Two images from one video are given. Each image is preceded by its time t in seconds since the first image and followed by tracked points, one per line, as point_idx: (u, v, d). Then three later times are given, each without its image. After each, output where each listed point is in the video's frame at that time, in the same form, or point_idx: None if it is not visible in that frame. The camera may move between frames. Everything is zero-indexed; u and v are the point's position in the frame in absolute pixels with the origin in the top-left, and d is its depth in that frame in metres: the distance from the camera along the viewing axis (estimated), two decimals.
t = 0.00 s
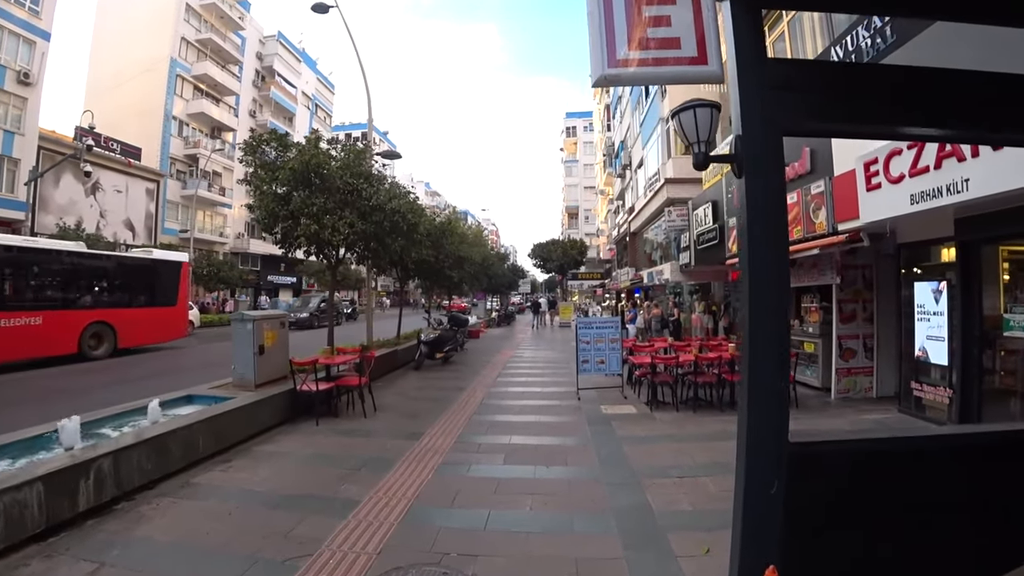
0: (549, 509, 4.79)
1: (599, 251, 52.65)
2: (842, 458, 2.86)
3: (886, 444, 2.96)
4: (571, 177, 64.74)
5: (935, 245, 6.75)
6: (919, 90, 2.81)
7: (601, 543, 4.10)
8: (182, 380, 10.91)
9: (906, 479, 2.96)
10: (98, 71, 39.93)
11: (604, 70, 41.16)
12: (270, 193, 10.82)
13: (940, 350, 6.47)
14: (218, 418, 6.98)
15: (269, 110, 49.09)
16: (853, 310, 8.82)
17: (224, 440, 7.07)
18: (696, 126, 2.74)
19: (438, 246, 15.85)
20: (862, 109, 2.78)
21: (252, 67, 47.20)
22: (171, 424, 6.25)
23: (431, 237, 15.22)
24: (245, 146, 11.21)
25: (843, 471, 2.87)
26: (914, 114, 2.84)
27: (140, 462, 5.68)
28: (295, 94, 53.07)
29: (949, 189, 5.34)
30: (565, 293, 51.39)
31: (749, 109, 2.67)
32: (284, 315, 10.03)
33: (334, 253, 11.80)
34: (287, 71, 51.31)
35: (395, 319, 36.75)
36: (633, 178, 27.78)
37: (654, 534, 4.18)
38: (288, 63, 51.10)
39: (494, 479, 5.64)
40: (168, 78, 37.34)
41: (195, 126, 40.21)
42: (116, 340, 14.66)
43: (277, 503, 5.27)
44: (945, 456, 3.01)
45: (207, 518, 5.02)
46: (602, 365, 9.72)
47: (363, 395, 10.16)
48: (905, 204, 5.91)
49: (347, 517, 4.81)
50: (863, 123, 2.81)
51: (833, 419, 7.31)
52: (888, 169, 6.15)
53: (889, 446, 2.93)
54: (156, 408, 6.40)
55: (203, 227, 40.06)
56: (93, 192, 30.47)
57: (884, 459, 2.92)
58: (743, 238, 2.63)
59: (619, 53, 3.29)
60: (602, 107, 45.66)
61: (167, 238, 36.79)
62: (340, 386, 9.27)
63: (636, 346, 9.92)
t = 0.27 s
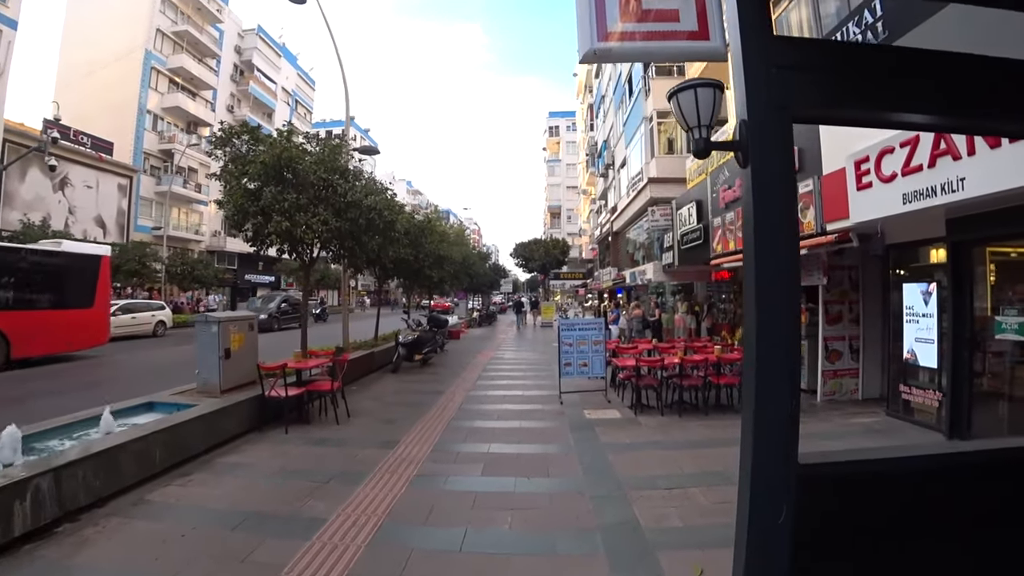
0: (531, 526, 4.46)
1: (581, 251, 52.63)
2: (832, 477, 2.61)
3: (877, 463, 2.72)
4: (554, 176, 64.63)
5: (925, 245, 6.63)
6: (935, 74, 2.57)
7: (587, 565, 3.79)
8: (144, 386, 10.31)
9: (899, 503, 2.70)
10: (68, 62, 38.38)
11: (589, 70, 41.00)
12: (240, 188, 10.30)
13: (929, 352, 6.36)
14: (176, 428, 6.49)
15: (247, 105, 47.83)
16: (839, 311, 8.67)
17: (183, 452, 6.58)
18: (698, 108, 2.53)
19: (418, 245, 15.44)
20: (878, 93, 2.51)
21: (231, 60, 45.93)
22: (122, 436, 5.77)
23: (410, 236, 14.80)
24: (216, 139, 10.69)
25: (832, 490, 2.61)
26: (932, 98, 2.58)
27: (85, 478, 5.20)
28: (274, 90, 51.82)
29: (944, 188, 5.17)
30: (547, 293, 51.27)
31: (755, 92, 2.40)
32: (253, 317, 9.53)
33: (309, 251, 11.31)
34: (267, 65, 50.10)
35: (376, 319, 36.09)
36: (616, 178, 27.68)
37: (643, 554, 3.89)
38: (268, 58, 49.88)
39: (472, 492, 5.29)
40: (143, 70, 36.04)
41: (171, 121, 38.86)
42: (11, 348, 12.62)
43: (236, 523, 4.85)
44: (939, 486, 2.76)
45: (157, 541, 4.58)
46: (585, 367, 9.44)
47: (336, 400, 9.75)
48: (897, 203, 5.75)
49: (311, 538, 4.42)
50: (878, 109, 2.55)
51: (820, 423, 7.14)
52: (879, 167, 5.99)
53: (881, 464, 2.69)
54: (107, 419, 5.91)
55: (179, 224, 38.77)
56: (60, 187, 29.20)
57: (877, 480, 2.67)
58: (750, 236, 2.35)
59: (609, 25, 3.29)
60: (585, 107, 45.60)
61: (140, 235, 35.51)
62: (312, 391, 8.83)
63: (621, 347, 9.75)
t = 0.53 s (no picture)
0: (506, 542, 4.13)
1: (552, 252, 52.67)
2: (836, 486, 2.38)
3: (883, 470, 2.51)
4: (527, 177, 64.55)
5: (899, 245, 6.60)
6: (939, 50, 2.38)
7: None
8: (87, 394, 9.52)
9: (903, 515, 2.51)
10: (16, 49, 36.07)
11: (563, 71, 41.01)
12: (196, 181, 9.64)
13: (905, 351, 6.34)
14: (117, 441, 5.91)
15: (213, 99, 45.98)
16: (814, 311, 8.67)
17: (124, 467, 6.00)
18: (695, 77, 2.39)
19: (388, 244, 14.92)
20: (886, 69, 2.30)
21: (196, 53, 44.11)
22: (52, 452, 5.17)
23: (379, 235, 14.28)
24: (170, 129, 9.99)
25: (836, 498, 2.39)
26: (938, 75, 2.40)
27: (5, 501, 4.61)
28: (243, 85, 50.06)
29: (924, 186, 5.10)
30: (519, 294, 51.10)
31: (758, 61, 2.14)
32: (207, 318, 8.92)
33: (270, 249, 10.72)
34: (235, 59, 48.36)
35: (346, 321, 35.15)
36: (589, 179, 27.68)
37: (627, 572, 3.60)
38: (235, 52, 48.20)
39: (441, 506, 4.92)
40: (101, 60, 34.13)
41: (131, 114, 36.87)
42: None
43: (178, 547, 4.36)
44: (944, 488, 2.58)
45: (86, 571, 4.05)
46: (559, 370, 9.17)
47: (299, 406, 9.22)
48: (876, 202, 5.68)
49: (262, 563, 3.98)
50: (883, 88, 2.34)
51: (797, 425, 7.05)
52: (858, 165, 5.92)
53: (886, 472, 2.49)
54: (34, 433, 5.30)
55: (139, 222, 36.89)
56: (7, 181, 27.32)
57: (881, 490, 2.46)
58: (754, 224, 2.10)
59: None
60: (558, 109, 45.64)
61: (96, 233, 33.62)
62: (271, 397, 8.29)
63: (597, 348, 9.56)
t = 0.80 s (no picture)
0: (474, 565, 3.79)
1: (517, 252, 52.54)
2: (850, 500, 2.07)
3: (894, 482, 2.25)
4: (491, 176, 64.17)
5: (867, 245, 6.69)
6: (946, 28, 2.15)
7: None
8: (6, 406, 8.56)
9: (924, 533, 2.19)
10: None
11: (529, 70, 40.87)
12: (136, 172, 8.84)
13: (873, 350, 6.47)
14: (35, 462, 5.23)
15: (167, 90, 43.40)
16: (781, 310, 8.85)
17: (44, 490, 5.32)
18: (693, 43, 2.34)
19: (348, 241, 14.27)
20: (890, 46, 2.07)
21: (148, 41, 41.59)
22: None
23: (337, 231, 13.62)
24: (107, 114, 9.09)
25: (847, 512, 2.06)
26: (938, 58, 2.19)
27: None
28: (200, 76, 47.54)
29: (897, 184, 5.12)
30: (484, 293, 50.74)
31: (761, 28, 1.87)
32: (148, 322, 8.18)
33: (220, 246, 10.01)
34: (190, 48, 45.90)
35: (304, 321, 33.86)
36: (554, 178, 27.55)
37: None
38: (190, 41, 45.72)
39: (403, 524, 4.55)
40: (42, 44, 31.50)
41: (74, 103, 34.29)
42: None
43: None
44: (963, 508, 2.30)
45: None
46: (525, 372, 8.88)
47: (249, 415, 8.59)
48: (849, 199, 5.69)
49: None
50: (885, 68, 2.12)
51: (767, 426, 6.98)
52: (830, 163, 5.93)
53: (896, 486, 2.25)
54: None
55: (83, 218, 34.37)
56: None
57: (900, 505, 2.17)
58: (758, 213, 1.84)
59: None
60: (523, 107, 45.42)
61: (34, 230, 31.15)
62: (218, 406, 7.66)
63: (565, 349, 9.33)
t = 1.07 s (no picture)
0: None
1: (478, 252, 52.16)
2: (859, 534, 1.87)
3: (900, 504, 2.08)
4: (453, 175, 63.56)
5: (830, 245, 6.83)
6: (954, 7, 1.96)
7: None
8: None
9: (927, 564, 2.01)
10: None
11: (492, 69, 40.63)
12: (65, 158, 8.00)
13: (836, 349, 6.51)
14: None
15: (110, 77, 40.68)
16: (745, 310, 9.22)
17: None
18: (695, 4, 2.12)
19: (303, 239, 13.53)
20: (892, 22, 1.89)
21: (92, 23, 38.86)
22: None
23: (292, 227, 12.86)
24: (30, 94, 8.18)
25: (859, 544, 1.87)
26: (926, 44, 2.00)
27: None
28: (148, 63, 44.79)
29: (865, 184, 5.12)
30: (445, 293, 50.12)
31: None
32: (75, 323, 7.40)
33: (161, 241, 9.24)
34: (139, 35, 43.27)
35: (257, 323, 32.40)
36: (516, 177, 27.38)
37: None
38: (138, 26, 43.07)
39: (355, 543, 4.13)
40: None
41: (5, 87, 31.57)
42: None
43: None
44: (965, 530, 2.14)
45: None
46: (487, 374, 8.55)
47: (191, 424, 7.92)
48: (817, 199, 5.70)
49: None
50: (889, 45, 1.93)
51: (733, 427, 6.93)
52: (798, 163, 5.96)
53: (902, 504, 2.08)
54: None
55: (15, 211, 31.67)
56: None
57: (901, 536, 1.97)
58: (764, 204, 1.63)
59: None
60: (487, 106, 45.16)
61: None
62: (155, 415, 6.99)
63: (528, 350, 9.08)
